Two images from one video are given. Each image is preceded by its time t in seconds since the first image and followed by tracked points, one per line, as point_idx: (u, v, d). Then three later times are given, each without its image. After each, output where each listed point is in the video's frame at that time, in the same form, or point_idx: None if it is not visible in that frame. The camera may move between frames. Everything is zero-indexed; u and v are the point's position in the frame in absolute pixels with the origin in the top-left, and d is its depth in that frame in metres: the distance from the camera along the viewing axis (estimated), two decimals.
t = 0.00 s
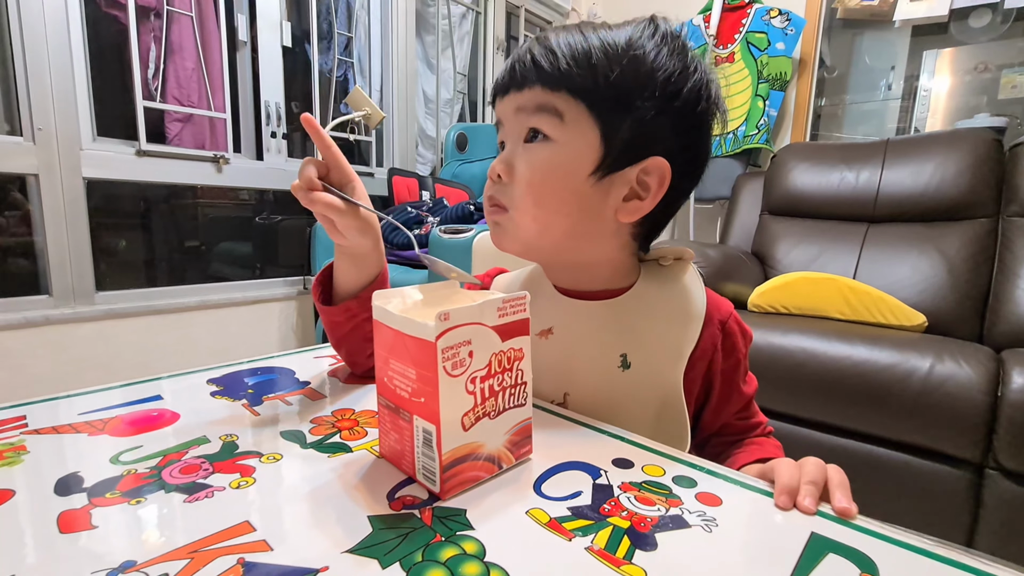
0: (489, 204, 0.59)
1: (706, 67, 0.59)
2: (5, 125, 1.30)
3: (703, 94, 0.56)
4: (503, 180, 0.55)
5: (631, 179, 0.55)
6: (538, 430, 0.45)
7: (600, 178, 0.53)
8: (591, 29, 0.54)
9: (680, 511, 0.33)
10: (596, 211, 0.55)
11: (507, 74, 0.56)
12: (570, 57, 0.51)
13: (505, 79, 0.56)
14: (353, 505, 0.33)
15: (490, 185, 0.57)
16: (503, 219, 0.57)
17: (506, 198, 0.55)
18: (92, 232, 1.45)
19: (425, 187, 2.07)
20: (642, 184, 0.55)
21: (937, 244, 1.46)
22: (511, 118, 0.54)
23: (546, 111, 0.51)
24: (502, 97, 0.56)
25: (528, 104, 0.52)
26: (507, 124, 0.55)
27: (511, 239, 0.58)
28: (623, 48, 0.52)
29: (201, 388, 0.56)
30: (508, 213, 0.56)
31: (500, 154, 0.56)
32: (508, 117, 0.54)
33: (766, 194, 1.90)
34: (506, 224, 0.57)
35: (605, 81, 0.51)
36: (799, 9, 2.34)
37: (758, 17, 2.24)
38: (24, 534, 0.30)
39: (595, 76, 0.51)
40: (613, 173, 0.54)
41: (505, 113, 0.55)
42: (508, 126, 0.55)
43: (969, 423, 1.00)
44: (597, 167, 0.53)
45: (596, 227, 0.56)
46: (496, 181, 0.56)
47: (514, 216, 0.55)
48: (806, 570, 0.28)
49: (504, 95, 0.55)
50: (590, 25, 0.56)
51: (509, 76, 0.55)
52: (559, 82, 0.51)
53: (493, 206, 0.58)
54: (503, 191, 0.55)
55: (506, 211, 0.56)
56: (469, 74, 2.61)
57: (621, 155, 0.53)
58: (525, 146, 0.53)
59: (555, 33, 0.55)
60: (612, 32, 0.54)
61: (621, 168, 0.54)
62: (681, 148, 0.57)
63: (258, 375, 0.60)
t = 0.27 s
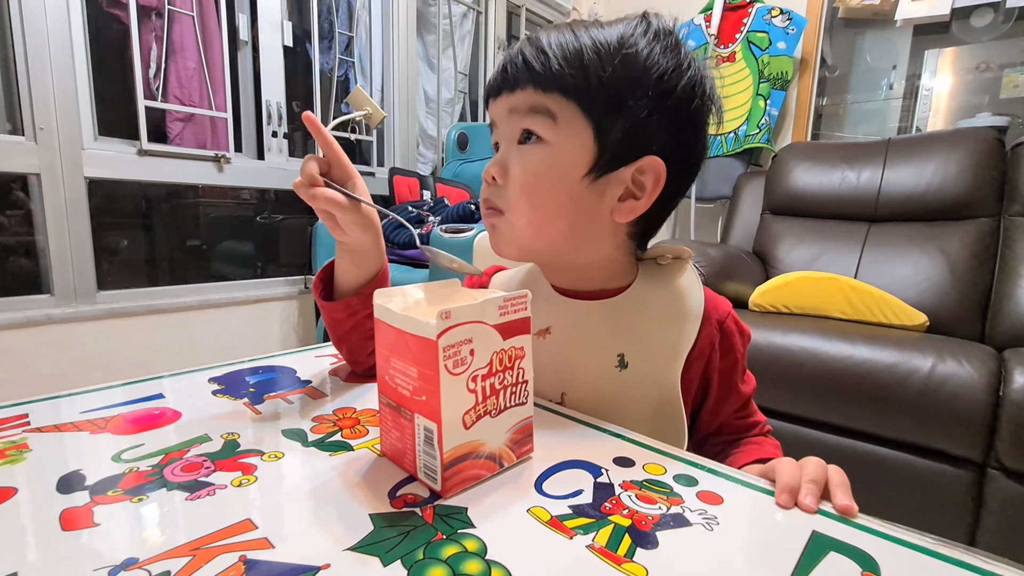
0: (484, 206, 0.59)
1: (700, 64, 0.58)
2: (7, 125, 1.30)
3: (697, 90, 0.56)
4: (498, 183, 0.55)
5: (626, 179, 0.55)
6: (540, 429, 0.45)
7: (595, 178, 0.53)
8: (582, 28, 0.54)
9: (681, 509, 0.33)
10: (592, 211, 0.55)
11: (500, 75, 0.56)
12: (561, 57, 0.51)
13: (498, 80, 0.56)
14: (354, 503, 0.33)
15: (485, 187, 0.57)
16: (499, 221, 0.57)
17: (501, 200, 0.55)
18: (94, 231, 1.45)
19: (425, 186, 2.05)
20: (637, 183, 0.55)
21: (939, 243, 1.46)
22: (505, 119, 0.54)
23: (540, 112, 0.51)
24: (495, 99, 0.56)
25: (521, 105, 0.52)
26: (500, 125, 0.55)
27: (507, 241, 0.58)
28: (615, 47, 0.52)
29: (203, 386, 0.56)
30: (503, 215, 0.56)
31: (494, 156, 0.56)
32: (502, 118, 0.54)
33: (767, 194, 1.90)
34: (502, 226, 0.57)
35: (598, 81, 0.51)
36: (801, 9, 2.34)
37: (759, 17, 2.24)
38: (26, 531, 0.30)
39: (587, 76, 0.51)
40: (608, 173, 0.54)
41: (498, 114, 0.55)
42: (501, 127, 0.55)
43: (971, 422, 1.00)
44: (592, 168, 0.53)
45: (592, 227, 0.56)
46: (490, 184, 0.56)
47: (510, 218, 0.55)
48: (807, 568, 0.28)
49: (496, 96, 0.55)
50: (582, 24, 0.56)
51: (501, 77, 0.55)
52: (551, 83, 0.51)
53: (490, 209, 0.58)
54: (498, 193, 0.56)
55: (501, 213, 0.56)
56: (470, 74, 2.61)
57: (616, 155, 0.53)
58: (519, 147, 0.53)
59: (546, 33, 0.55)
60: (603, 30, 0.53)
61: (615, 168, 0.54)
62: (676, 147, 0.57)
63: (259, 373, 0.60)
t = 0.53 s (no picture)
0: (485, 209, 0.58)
1: (703, 63, 0.58)
2: (7, 125, 1.30)
3: (700, 90, 0.55)
4: (499, 186, 0.55)
5: (629, 180, 0.54)
6: (540, 432, 0.45)
7: (597, 180, 0.53)
8: (584, 28, 0.54)
9: (682, 513, 0.33)
10: (594, 213, 0.55)
11: (501, 76, 0.55)
12: (563, 58, 0.51)
13: (499, 81, 0.55)
14: (353, 506, 0.33)
15: (486, 190, 0.57)
16: (500, 224, 0.57)
17: (503, 203, 0.55)
18: (94, 232, 1.45)
19: (425, 187, 2.05)
20: (640, 184, 0.55)
21: (940, 244, 1.46)
22: (506, 121, 0.54)
23: (541, 113, 0.51)
24: (496, 100, 0.55)
25: (523, 107, 0.52)
26: (501, 127, 0.55)
27: (508, 244, 0.57)
28: (618, 47, 0.52)
29: (202, 388, 0.55)
30: (504, 218, 0.56)
31: (496, 158, 0.55)
32: (503, 120, 0.54)
33: (768, 194, 1.89)
34: (503, 229, 0.56)
35: (600, 81, 0.51)
36: (801, 9, 2.34)
37: (760, 17, 2.23)
38: (23, 535, 0.30)
39: (590, 76, 0.51)
40: (611, 175, 0.53)
41: (499, 115, 0.55)
42: (502, 129, 0.54)
43: (972, 423, 1.00)
44: (594, 170, 0.53)
45: (594, 230, 0.55)
46: (492, 186, 0.56)
47: (512, 222, 0.55)
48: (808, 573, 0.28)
49: (498, 98, 0.55)
50: (583, 23, 0.55)
51: (502, 78, 0.54)
52: (553, 84, 0.51)
53: (491, 212, 0.58)
54: (499, 196, 0.55)
55: (503, 216, 0.56)
56: (470, 74, 2.61)
57: (618, 156, 0.53)
58: (520, 149, 0.52)
59: (548, 33, 0.54)
60: (604, 30, 0.53)
61: (617, 170, 0.53)
62: (678, 147, 0.56)
63: (258, 375, 0.60)
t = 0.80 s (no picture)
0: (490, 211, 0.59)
1: (706, 63, 0.58)
2: (8, 126, 1.31)
3: (705, 89, 0.55)
4: (505, 187, 0.55)
5: (635, 181, 0.55)
6: (540, 432, 0.45)
7: (603, 181, 0.53)
8: (588, 27, 0.54)
9: (682, 513, 0.33)
10: (600, 215, 0.55)
11: (506, 76, 0.55)
12: (568, 58, 0.51)
13: (503, 82, 0.55)
14: (355, 506, 0.33)
15: (492, 191, 0.57)
16: (506, 226, 0.57)
17: (508, 204, 0.55)
18: (95, 232, 1.45)
19: (426, 187, 2.05)
20: (646, 185, 0.55)
21: (941, 243, 1.46)
22: (511, 122, 0.54)
23: (546, 114, 0.51)
24: (501, 100, 0.56)
25: (528, 108, 0.52)
26: (506, 128, 0.55)
27: (514, 245, 0.57)
28: (623, 46, 0.52)
29: (204, 388, 0.56)
30: (510, 219, 0.56)
31: (500, 159, 0.55)
32: (508, 121, 0.54)
33: (768, 194, 1.89)
34: (509, 231, 0.56)
35: (606, 81, 0.51)
36: (802, 8, 2.34)
37: (760, 17, 2.23)
38: (26, 535, 0.30)
39: (595, 76, 0.51)
40: (616, 176, 0.53)
41: (504, 116, 0.55)
42: (507, 130, 0.55)
43: (972, 423, 1.00)
44: (601, 171, 0.53)
45: (601, 231, 0.55)
46: (497, 187, 0.56)
47: (518, 223, 0.55)
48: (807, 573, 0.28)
49: (502, 98, 0.55)
50: (588, 23, 0.55)
51: (507, 78, 0.54)
52: (559, 85, 0.51)
53: (497, 213, 0.58)
54: (504, 197, 0.55)
55: (509, 217, 0.56)
56: (470, 74, 2.61)
57: (623, 156, 0.53)
58: (526, 150, 0.53)
59: (553, 33, 0.54)
60: (609, 30, 0.53)
61: (623, 170, 0.54)
62: (683, 147, 0.56)
63: (259, 375, 0.60)
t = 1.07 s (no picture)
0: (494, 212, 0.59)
1: (706, 63, 0.59)
2: (9, 126, 1.31)
3: (705, 90, 0.56)
4: (508, 187, 0.55)
5: (637, 181, 0.55)
6: (541, 431, 0.45)
7: (606, 181, 0.53)
8: (590, 29, 0.54)
9: (682, 511, 0.33)
10: (603, 215, 0.55)
11: (508, 78, 0.56)
12: (571, 59, 0.51)
13: (506, 83, 0.56)
14: (356, 505, 0.34)
15: (495, 192, 0.57)
16: (510, 226, 0.57)
17: (512, 205, 0.55)
18: (96, 233, 1.46)
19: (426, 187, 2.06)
20: (648, 184, 0.55)
21: (941, 243, 1.46)
22: (513, 124, 0.54)
23: (549, 115, 0.51)
24: (503, 102, 0.56)
25: (530, 109, 0.52)
26: (509, 129, 0.55)
27: (519, 246, 0.57)
28: (625, 47, 0.52)
29: (205, 388, 0.56)
30: (513, 219, 0.56)
31: (503, 160, 0.55)
32: (510, 122, 0.54)
33: (768, 194, 1.90)
34: (514, 231, 0.56)
35: (608, 82, 0.51)
36: (801, 8, 2.34)
37: (760, 16, 2.23)
38: (29, 534, 0.30)
39: (598, 78, 0.51)
40: (619, 176, 0.54)
41: (507, 118, 0.55)
42: (509, 131, 0.55)
43: (973, 422, 1.00)
44: (604, 171, 0.53)
45: (604, 230, 0.56)
46: (501, 188, 0.56)
47: (522, 223, 0.55)
48: (807, 570, 0.28)
49: (505, 100, 0.55)
50: (589, 25, 0.56)
51: (509, 80, 0.55)
52: (562, 86, 0.51)
53: (500, 214, 0.58)
54: (508, 198, 0.55)
55: (513, 218, 0.56)
56: (470, 74, 2.61)
57: (625, 156, 0.53)
58: (529, 151, 0.53)
59: (554, 35, 0.55)
60: (611, 31, 0.54)
61: (626, 170, 0.54)
62: (684, 147, 0.57)
63: (261, 375, 0.60)
